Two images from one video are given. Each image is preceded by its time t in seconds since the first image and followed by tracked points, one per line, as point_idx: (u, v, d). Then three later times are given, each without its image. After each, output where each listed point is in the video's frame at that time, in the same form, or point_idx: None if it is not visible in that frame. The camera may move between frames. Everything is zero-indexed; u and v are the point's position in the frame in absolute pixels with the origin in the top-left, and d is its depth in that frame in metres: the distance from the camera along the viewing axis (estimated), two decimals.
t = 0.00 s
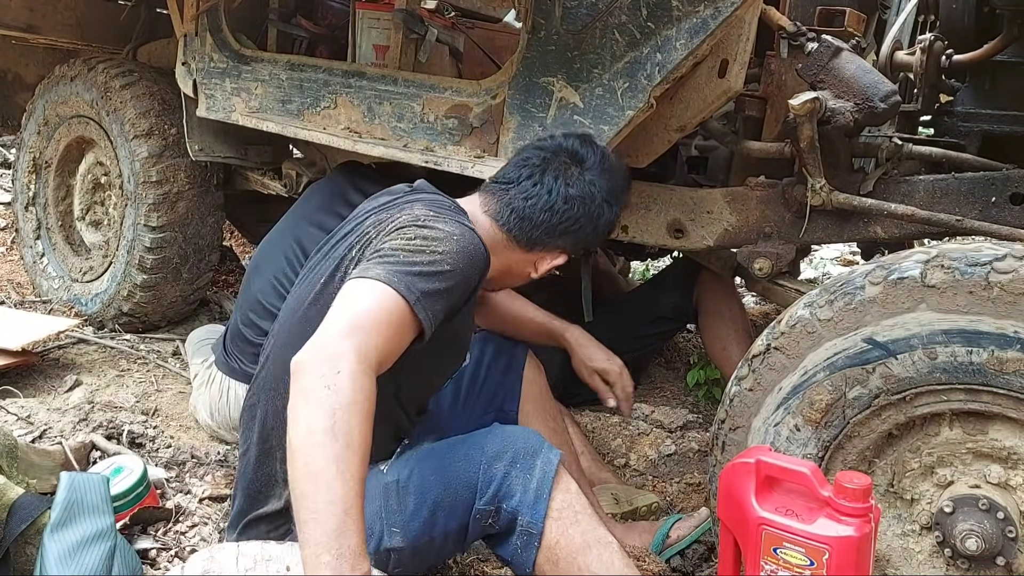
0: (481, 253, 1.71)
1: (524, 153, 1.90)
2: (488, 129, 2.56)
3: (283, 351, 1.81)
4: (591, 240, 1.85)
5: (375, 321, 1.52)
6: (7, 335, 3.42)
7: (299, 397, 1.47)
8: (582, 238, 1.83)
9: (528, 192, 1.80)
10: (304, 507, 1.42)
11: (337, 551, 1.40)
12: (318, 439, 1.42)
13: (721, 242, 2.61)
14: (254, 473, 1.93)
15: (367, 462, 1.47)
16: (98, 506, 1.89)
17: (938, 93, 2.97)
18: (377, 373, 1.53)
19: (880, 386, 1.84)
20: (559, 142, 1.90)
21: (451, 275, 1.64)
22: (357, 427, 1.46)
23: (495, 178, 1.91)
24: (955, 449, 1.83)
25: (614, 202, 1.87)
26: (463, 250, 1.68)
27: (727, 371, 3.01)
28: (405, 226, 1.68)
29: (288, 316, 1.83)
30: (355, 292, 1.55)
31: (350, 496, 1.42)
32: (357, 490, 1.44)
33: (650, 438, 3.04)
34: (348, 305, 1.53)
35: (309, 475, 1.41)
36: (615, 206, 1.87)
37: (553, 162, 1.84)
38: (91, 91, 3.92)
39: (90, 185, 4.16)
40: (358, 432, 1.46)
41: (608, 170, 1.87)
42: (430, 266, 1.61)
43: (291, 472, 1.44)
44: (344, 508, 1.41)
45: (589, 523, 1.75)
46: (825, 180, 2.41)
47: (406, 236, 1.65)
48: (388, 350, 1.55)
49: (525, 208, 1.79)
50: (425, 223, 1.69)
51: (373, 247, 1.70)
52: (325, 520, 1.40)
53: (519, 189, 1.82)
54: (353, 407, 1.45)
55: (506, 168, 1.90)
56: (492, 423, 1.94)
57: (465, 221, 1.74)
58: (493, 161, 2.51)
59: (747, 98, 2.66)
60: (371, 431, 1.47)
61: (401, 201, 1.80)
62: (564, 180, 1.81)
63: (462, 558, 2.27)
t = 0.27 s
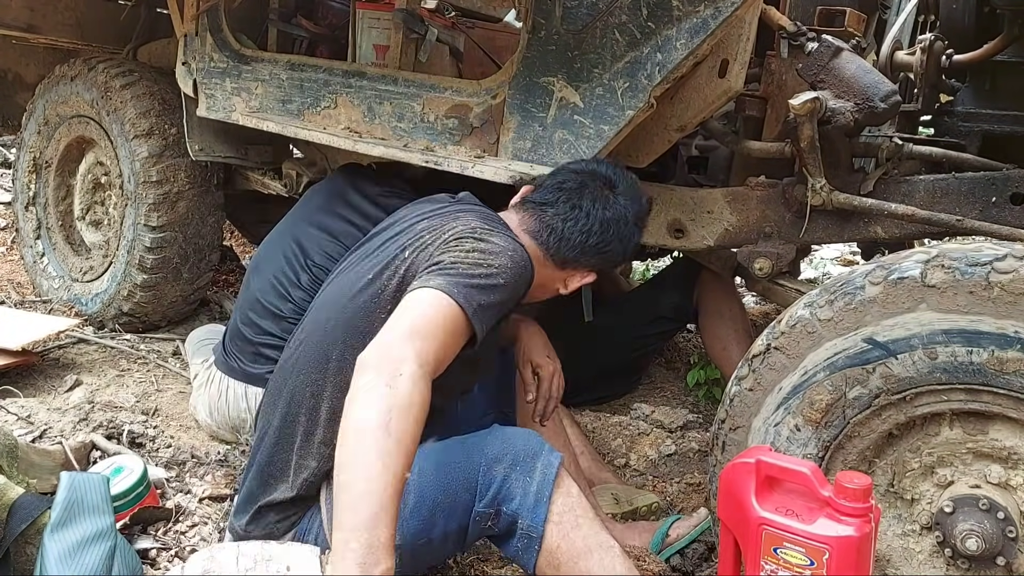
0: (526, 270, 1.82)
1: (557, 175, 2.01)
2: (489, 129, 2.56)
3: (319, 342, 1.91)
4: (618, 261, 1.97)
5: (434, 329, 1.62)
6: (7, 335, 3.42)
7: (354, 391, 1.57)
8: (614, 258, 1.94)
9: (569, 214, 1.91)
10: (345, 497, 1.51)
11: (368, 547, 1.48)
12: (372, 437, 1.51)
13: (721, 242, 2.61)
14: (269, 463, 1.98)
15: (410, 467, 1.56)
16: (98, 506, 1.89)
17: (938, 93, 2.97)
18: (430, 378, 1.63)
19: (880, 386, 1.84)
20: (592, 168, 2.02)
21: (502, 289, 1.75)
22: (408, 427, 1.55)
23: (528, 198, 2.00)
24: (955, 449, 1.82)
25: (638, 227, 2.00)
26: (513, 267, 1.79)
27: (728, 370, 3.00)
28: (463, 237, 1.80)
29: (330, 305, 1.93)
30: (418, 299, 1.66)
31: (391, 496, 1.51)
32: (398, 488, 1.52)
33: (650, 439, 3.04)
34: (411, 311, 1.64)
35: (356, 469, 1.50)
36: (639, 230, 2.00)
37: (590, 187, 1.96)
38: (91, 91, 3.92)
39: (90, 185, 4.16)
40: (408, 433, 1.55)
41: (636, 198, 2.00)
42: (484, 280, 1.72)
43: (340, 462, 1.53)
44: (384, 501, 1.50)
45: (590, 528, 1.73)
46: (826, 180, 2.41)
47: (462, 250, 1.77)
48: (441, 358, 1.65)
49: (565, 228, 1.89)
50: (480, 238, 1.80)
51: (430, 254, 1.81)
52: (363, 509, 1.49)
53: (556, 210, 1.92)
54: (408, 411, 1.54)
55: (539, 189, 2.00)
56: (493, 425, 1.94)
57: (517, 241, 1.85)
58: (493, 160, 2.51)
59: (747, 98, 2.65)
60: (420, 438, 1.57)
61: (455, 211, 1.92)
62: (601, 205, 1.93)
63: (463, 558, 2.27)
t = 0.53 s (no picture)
0: (555, 290, 1.83)
1: (582, 188, 2.04)
2: (489, 129, 2.56)
3: (345, 341, 1.93)
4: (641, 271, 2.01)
5: (461, 341, 1.63)
6: (7, 335, 3.42)
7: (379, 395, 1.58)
8: (636, 269, 1.99)
9: (594, 228, 1.94)
10: (362, 499, 1.51)
11: (378, 551, 1.47)
12: (395, 441, 1.52)
13: (721, 242, 2.61)
14: (275, 456, 1.98)
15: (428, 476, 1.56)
16: (98, 506, 1.89)
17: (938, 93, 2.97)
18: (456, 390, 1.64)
19: (880, 386, 1.84)
20: (614, 180, 2.06)
21: (529, 306, 1.76)
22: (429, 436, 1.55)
23: (553, 210, 2.04)
24: (955, 449, 1.83)
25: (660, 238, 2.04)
26: (542, 284, 1.80)
27: (728, 369, 3.00)
28: (496, 250, 1.82)
29: (359, 306, 1.95)
30: (450, 309, 1.67)
31: (407, 502, 1.51)
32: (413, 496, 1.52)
33: (650, 438, 3.04)
34: (442, 321, 1.65)
35: (375, 471, 1.51)
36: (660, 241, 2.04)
37: (614, 200, 1.99)
38: (91, 91, 3.92)
39: (90, 185, 4.16)
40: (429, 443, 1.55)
41: (657, 209, 2.04)
42: (514, 295, 1.73)
43: (357, 464, 1.53)
44: (398, 506, 1.50)
45: (584, 536, 1.74)
46: (826, 180, 2.41)
47: (495, 263, 1.78)
48: (467, 371, 1.65)
49: (591, 243, 1.93)
50: (513, 254, 1.81)
51: (463, 265, 1.83)
52: (376, 512, 1.49)
53: (581, 225, 1.96)
54: (432, 420, 1.55)
55: (563, 202, 2.03)
56: (487, 431, 1.95)
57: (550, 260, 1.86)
58: (493, 160, 2.51)
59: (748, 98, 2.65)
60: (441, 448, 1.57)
61: (489, 225, 1.94)
62: (625, 218, 1.97)
63: (463, 558, 2.27)
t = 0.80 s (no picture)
0: (542, 281, 1.83)
1: (566, 177, 2.03)
2: (489, 129, 2.56)
3: (333, 340, 1.93)
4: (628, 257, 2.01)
5: (451, 339, 1.63)
6: (7, 335, 3.42)
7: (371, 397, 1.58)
8: (624, 255, 1.98)
9: (580, 217, 1.94)
10: (358, 500, 1.51)
11: (376, 551, 1.48)
12: (389, 441, 1.52)
13: (721, 242, 2.61)
14: (269, 459, 1.98)
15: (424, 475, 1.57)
16: (98, 506, 1.89)
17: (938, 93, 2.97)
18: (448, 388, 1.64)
19: (880, 386, 1.84)
20: (598, 168, 2.05)
21: (517, 298, 1.76)
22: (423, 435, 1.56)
23: (538, 200, 2.03)
24: (955, 449, 1.82)
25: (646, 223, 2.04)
26: (529, 276, 1.80)
27: (728, 369, 3.00)
28: (480, 244, 1.81)
29: (346, 304, 1.95)
30: (438, 307, 1.67)
31: (402, 502, 1.51)
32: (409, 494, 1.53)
33: (650, 438, 3.04)
34: (430, 320, 1.65)
35: (370, 471, 1.51)
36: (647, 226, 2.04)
37: (598, 188, 1.99)
38: (91, 91, 3.92)
39: (90, 185, 4.16)
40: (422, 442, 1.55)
41: (641, 194, 2.04)
42: (501, 288, 1.73)
43: (352, 466, 1.54)
44: (394, 506, 1.50)
45: (583, 536, 1.74)
46: (825, 180, 2.41)
47: (481, 257, 1.78)
48: (459, 368, 1.65)
49: (576, 232, 1.92)
50: (498, 246, 1.80)
51: (448, 260, 1.82)
52: (373, 513, 1.49)
53: (567, 214, 1.95)
54: (426, 419, 1.55)
55: (547, 192, 2.02)
56: (485, 432, 1.95)
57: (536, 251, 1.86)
58: (493, 160, 2.51)
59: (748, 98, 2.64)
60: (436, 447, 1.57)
61: (473, 217, 1.94)
62: (611, 205, 1.96)
63: (463, 558, 2.27)
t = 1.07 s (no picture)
0: (522, 265, 1.82)
1: (538, 160, 2.03)
2: (489, 129, 2.56)
3: (315, 337, 1.93)
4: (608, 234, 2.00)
5: (437, 335, 1.63)
6: (7, 335, 3.42)
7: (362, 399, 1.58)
8: (603, 232, 1.98)
9: (556, 197, 1.93)
10: (352, 501, 1.51)
11: (372, 550, 1.48)
12: (381, 441, 1.52)
13: (721, 242, 2.61)
14: (258, 461, 1.99)
15: (417, 473, 1.57)
16: (98, 505, 1.89)
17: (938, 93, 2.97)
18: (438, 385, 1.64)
19: (880, 386, 1.84)
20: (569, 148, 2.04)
21: (499, 286, 1.76)
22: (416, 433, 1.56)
23: (512, 185, 2.03)
24: (955, 449, 1.83)
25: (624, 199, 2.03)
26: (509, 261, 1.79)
27: (727, 369, 3.00)
28: (457, 233, 1.80)
29: (327, 301, 1.95)
30: (420, 304, 1.67)
31: (397, 501, 1.51)
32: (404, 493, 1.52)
33: (650, 438, 3.04)
34: (415, 318, 1.64)
35: (363, 472, 1.51)
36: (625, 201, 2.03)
37: (571, 166, 1.98)
38: (91, 91, 3.92)
39: (90, 185, 4.16)
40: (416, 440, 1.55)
41: (615, 168, 2.03)
42: (481, 277, 1.72)
43: (346, 468, 1.53)
44: (389, 505, 1.50)
45: (577, 545, 1.77)
46: (825, 180, 2.41)
47: (459, 248, 1.77)
48: (447, 364, 1.65)
49: (553, 213, 1.92)
50: (475, 234, 1.80)
51: (426, 252, 1.82)
52: (369, 515, 1.49)
53: (542, 195, 1.95)
54: (417, 418, 1.55)
55: (521, 176, 2.02)
56: (476, 439, 1.95)
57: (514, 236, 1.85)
58: (494, 160, 2.53)
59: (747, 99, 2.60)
60: (427, 444, 1.57)
61: (448, 207, 1.93)
62: (585, 182, 1.96)
63: (462, 558, 2.27)
